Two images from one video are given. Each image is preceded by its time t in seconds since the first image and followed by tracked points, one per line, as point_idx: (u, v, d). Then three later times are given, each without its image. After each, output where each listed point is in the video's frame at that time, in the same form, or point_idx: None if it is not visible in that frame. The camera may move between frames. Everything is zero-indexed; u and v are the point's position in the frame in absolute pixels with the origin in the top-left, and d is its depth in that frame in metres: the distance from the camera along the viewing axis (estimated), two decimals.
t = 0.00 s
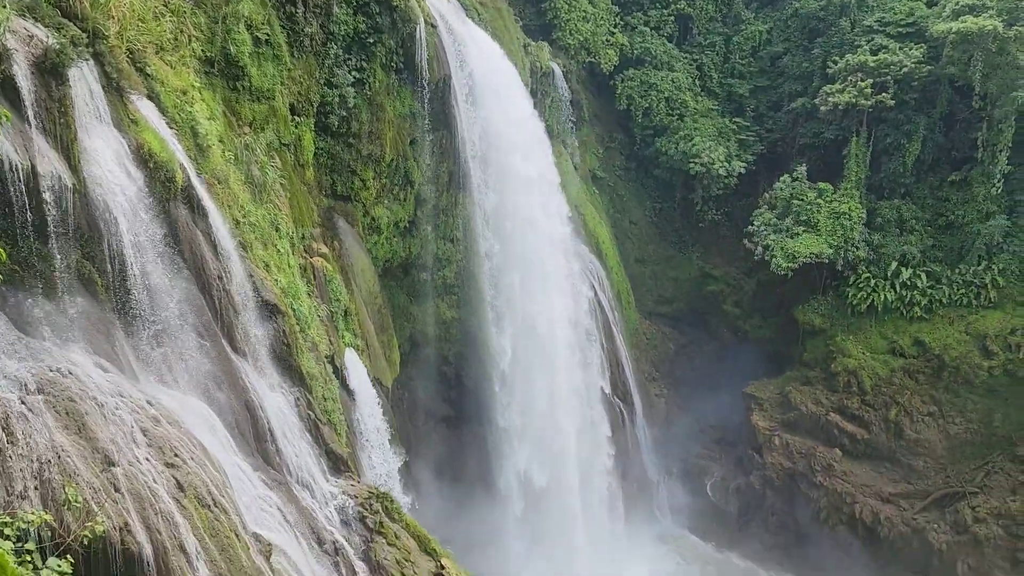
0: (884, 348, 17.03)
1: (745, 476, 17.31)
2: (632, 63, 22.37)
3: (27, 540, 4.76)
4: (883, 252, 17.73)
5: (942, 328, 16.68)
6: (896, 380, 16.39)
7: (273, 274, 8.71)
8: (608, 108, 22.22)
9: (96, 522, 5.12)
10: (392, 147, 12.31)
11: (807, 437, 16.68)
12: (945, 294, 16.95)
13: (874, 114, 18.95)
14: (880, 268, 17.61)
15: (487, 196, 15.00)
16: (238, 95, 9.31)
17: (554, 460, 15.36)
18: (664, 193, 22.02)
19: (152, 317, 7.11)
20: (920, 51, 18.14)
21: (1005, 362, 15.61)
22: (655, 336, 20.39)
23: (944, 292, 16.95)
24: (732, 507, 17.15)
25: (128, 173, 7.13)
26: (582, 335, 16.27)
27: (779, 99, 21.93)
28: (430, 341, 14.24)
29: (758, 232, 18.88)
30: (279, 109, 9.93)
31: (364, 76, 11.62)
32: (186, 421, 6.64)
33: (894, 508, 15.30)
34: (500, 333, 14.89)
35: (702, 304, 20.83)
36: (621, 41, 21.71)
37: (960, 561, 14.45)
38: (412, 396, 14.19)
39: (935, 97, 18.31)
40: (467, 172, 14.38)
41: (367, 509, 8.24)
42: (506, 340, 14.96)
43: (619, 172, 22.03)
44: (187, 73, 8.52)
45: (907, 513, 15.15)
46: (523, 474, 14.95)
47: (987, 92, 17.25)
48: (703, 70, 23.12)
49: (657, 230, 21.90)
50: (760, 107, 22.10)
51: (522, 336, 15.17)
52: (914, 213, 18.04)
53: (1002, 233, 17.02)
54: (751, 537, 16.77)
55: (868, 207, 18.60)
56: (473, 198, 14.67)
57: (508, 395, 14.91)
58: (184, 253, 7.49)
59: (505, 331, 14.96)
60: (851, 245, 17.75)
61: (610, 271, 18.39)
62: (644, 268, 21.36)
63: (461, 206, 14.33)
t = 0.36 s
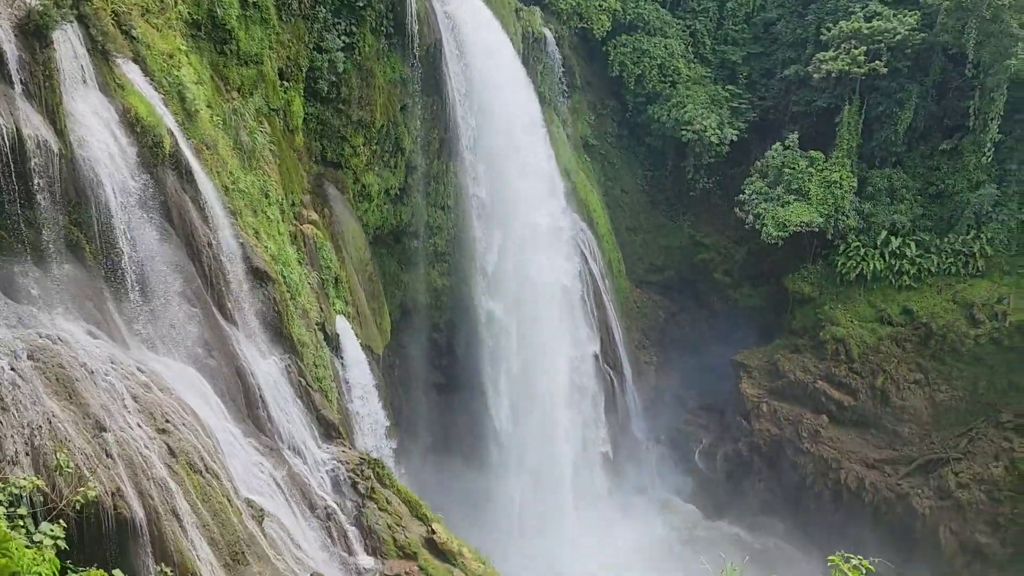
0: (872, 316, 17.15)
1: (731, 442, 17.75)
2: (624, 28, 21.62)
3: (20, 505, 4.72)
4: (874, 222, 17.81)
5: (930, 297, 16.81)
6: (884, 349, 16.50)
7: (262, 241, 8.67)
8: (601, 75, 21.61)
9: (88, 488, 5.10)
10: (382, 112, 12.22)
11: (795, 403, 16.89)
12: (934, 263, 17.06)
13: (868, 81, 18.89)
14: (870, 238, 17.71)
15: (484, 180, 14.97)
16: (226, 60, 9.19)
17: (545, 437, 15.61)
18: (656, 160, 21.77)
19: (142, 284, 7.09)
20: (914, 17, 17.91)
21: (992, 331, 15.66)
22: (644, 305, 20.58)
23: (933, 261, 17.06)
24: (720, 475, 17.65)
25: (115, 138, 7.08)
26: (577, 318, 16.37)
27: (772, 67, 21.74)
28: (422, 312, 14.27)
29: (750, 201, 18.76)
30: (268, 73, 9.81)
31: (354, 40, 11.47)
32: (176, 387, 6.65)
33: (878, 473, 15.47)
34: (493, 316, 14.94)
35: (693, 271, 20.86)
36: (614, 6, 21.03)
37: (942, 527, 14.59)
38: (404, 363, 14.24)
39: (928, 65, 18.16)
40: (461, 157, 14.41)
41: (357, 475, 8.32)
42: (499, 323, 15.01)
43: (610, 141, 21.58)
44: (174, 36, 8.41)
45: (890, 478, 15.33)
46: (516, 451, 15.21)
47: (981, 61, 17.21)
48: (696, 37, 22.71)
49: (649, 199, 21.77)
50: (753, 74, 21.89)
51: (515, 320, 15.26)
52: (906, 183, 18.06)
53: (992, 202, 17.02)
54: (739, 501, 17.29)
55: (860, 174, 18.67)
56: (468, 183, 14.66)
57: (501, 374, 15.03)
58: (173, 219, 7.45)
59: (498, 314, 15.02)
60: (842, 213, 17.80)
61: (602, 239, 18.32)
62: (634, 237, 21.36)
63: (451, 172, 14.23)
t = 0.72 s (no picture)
0: (861, 288, 17.32)
1: (719, 412, 17.99)
2: None
3: (11, 474, 4.66)
4: (864, 194, 17.90)
5: (918, 267, 17.04)
6: (872, 320, 16.66)
7: (252, 211, 8.62)
8: (593, 42, 21.26)
9: (79, 458, 5.02)
10: (372, 83, 12.14)
11: (783, 373, 17.03)
12: (923, 235, 17.25)
13: (860, 53, 18.68)
14: (860, 210, 17.83)
15: (480, 168, 14.91)
16: (213, 27, 9.10)
17: (536, 416, 15.73)
18: (646, 130, 21.27)
19: (130, 254, 7.05)
20: None
21: (979, 302, 15.85)
22: (636, 275, 20.44)
23: (922, 233, 17.25)
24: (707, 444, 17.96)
25: (102, 106, 7.03)
26: (569, 306, 16.47)
27: (765, 37, 20.93)
28: (412, 281, 14.31)
29: (740, 171, 18.71)
30: (257, 41, 9.72)
31: (343, 8, 11.29)
32: (167, 358, 6.62)
33: (864, 443, 15.70)
34: (487, 299, 14.95)
35: (685, 246, 20.67)
36: None
37: (924, 495, 14.71)
38: (398, 337, 14.47)
39: (920, 37, 18.13)
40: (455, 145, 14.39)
41: (348, 444, 8.36)
42: (493, 306, 15.04)
43: (601, 109, 21.25)
44: (160, 3, 8.39)
45: (876, 448, 15.54)
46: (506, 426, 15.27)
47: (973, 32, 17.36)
48: (689, 3, 21.67)
49: (640, 168, 21.31)
50: (746, 44, 21.11)
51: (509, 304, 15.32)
52: (897, 154, 18.17)
53: (982, 173, 17.20)
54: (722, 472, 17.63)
55: (851, 146, 18.63)
56: (461, 171, 14.61)
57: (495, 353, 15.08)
58: (162, 188, 7.38)
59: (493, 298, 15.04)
60: (833, 185, 17.83)
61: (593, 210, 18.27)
62: (624, 209, 20.98)
63: (442, 142, 14.17)
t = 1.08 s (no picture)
0: (850, 266, 17.35)
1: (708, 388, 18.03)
2: None
3: None
4: (854, 171, 18.01)
5: (906, 245, 17.01)
6: (860, 297, 16.75)
7: (241, 187, 8.59)
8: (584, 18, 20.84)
9: (69, 433, 4.90)
10: (361, 58, 12.03)
11: (771, 351, 17.17)
12: (912, 213, 17.32)
13: (851, 29, 18.83)
14: (849, 188, 17.91)
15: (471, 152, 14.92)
16: None
17: (526, 395, 15.85)
18: (638, 106, 20.95)
19: (119, 231, 6.99)
20: None
21: (966, 280, 15.80)
22: (625, 254, 20.27)
23: (911, 210, 17.30)
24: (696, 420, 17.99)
25: (87, 82, 6.96)
26: (560, 288, 16.54)
27: (758, 14, 20.68)
28: (402, 258, 14.30)
29: (731, 148, 18.78)
30: (244, 15, 9.62)
31: None
32: (156, 335, 6.58)
33: (850, 418, 15.88)
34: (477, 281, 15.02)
35: (673, 225, 20.59)
36: None
37: (910, 469, 14.91)
38: (388, 312, 14.41)
39: (912, 13, 18.22)
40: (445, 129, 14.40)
41: (338, 421, 8.41)
42: (482, 288, 15.12)
43: (591, 86, 20.88)
44: None
45: (864, 423, 15.72)
46: (496, 404, 15.38)
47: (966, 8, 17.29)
48: None
49: (631, 145, 21.07)
50: (738, 20, 20.79)
51: (499, 286, 15.39)
52: (886, 131, 18.26)
53: (971, 151, 17.29)
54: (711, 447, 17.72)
55: (841, 122, 18.79)
56: (452, 152, 14.60)
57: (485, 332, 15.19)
58: (149, 164, 7.34)
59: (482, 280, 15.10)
60: (822, 163, 18.03)
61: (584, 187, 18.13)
62: (613, 186, 20.75)
63: (433, 117, 14.18)
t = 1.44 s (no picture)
0: (836, 244, 17.34)
1: (696, 365, 18.20)
2: None
3: None
4: (841, 149, 17.92)
5: (892, 223, 17.08)
6: (847, 275, 16.74)
7: (227, 164, 8.54)
8: None
9: (55, 411, 4.86)
10: (347, 34, 11.83)
11: (758, 328, 17.30)
12: (897, 190, 17.34)
13: (840, 7, 18.85)
14: (837, 166, 17.87)
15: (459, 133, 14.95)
16: None
17: (516, 372, 15.96)
18: (627, 84, 21.07)
19: (103, 209, 6.91)
20: None
21: (951, 258, 15.88)
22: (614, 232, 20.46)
23: (898, 188, 17.29)
24: (683, 396, 18.13)
25: (69, 57, 6.88)
26: (550, 264, 16.52)
27: None
28: (390, 236, 14.28)
29: (719, 126, 18.82)
30: None
31: None
32: (143, 312, 6.54)
33: (835, 395, 16.10)
34: (464, 259, 15.13)
35: (661, 201, 20.91)
36: None
37: (894, 444, 15.24)
38: (375, 290, 14.36)
39: None
40: (433, 108, 14.42)
41: (327, 399, 8.41)
42: (469, 262, 15.20)
43: (580, 64, 21.08)
44: None
45: (847, 400, 15.96)
46: (484, 379, 15.49)
47: None
48: None
49: (620, 122, 21.24)
50: None
51: (488, 265, 15.47)
52: (874, 109, 18.23)
53: (957, 129, 17.29)
54: (699, 423, 17.82)
55: (829, 100, 18.76)
56: (437, 125, 14.59)
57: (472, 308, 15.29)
58: (134, 141, 7.25)
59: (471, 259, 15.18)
60: (810, 140, 17.87)
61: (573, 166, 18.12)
62: (604, 164, 21.05)
63: (420, 94, 14.05)
